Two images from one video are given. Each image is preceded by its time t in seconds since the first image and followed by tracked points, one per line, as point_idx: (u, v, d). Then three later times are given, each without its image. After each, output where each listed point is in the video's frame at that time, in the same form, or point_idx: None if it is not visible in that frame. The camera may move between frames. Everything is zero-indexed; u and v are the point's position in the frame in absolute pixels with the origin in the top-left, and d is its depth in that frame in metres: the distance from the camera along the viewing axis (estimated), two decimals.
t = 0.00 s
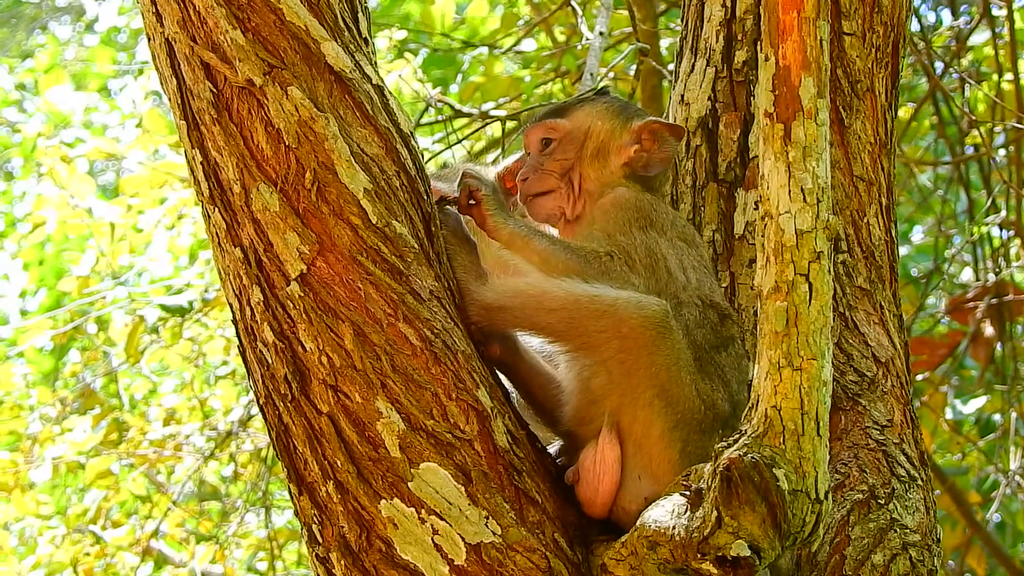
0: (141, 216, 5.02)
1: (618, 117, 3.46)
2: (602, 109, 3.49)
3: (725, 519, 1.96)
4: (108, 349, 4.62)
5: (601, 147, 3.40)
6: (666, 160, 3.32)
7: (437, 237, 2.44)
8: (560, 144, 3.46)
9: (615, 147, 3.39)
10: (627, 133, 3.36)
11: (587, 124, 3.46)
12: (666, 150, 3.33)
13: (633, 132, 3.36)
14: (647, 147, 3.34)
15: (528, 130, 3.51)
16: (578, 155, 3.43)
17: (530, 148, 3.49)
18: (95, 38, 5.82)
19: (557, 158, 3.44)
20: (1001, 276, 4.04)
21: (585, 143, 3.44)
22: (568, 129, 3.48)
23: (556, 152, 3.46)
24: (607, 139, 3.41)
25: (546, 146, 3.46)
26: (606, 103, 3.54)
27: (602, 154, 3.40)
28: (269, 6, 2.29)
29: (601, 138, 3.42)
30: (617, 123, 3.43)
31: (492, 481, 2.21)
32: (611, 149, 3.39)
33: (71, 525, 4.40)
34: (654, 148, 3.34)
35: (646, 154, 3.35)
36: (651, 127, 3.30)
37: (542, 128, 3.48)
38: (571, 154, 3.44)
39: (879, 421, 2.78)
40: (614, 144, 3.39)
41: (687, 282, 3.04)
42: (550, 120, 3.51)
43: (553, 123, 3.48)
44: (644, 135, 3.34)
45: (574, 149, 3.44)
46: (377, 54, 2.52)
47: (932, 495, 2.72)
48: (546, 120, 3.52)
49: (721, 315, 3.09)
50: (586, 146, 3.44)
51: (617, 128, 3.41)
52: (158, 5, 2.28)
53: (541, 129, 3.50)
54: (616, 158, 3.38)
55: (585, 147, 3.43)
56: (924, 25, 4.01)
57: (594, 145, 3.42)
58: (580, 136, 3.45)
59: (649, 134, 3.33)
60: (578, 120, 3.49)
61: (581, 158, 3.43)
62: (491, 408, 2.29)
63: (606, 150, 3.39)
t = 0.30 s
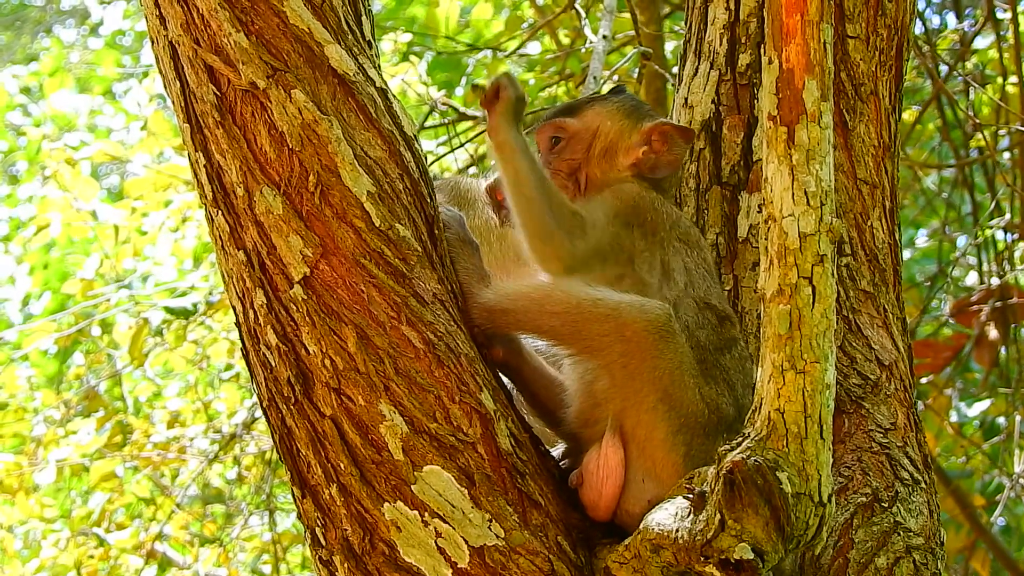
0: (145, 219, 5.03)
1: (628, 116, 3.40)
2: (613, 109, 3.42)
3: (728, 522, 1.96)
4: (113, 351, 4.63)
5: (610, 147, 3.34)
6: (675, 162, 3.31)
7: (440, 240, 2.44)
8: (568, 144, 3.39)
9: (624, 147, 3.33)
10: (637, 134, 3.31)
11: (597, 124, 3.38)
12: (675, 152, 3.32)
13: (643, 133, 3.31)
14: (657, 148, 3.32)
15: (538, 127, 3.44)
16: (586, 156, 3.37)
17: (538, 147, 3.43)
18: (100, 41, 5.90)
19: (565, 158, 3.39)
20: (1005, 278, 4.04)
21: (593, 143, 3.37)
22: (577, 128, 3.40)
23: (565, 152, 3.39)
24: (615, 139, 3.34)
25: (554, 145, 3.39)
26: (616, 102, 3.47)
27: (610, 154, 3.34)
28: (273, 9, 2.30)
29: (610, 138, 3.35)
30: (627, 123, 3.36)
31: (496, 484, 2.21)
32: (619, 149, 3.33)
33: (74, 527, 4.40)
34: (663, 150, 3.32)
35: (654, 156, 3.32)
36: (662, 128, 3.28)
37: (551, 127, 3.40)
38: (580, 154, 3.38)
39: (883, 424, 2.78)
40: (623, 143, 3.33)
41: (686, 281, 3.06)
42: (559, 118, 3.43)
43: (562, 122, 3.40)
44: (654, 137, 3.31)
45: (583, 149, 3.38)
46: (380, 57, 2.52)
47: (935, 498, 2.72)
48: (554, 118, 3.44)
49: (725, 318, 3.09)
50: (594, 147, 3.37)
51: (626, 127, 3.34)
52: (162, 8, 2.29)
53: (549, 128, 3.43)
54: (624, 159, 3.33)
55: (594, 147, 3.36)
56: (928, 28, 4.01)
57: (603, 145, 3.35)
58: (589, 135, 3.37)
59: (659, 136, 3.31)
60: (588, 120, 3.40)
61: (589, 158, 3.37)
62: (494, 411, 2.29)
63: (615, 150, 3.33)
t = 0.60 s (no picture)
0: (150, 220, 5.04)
1: (629, 111, 3.42)
2: (614, 103, 3.45)
3: (731, 522, 1.96)
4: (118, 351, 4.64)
5: (607, 139, 3.38)
6: (671, 154, 3.30)
7: (442, 239, 2.44)
8: (566, 135, 3.43)
9: (622, 139, 3.36)
10: (634, 127, 3.33)
11: (596, 116, 3.43)
12: (673, 145, 3.30)
13: (641, 126, 3.32)
14: (654, 140, 3.31)
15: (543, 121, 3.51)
16: (583, 146, 3.42)
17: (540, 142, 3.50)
18: (104, 41, 5.93)
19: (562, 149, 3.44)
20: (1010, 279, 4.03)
21: (591, 134, 3.42)
22: (577, 121, 3.44)
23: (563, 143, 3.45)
24: (613, 131, 3.38)
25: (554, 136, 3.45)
26: (619, 99, 3.50)
27: (608, 145, 3.38)
28: (276, 9, 2.30)
29: (607, 130, 3.39)
30: (626, 117, 3.39)
31: (499, 484, 2.21)
32: (616, 140, 3.36)
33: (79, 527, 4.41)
34: (660, 142, 3.30)
35: (651, 148, 3.31)
36: (659, 122, 3.27)
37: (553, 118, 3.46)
38: (577, 145, 3.43)
39: (886, 424, 2.78)
40: (620, 134, 3.37)
41: (667, 259, 3.09)
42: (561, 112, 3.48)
43: (562, 115, 3.45)
44: (652, 130, 3.30)
45: (580, 140, 3.43)
46: (383, 57, 2.53)
47: (939, 498, 2.72)
48: (557, 112, 3.50)
49: (728, 318, 3.09)
50: (592, 138, 3.42)
51: (624, 120, 3.37)
52: (165, 8, 2.29)
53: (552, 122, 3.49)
54: (620, 150, 3.35)
55: (590, 138, 3.41)
56: (933, 28, 4.01)
57: (599, 136, 3.40)
58: (588, 127, 3.43)
59: (657, 129, 3.30)
60: (588, 113, 3.45)
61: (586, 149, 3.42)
62: (497, 412, 2.29)
63: (611, 142, 3.37)
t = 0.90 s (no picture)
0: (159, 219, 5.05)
1: (635, 112, 3.44)
2: (620, 104, 3.48)
3: (739, 520, 1.96)
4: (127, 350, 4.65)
5: (613, 139, 3.40)
6: (678, 154, 3.31)
7: (451, 238, 2.44)
8: (572, 137, 3.48)
9: (628, 140, 3.38)
10: (641, 127, 3.34)
11: (602, 117, 3.45)
12: (679, 145, 3.31)
13: (648, 126, 3.34)
14: (660, 140, 3.32)
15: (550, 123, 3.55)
16: (589, 147, 3.45)
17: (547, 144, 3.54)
18: (112, 41, 5.95)
19: (569, 150, 3.48)
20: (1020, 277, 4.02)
21: (596, 135, 3.45)
22: (583, 121, 3.48)
23: (569, 144, 3.49)
24: (619, 132, 3.40)
25: (561, 138, 3.49)
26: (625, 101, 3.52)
27: (614, 146, 3.40)
28: (284, 8, 2.31)
29: (613, 131, 3.41)
30: (632, 118, 3.41)
31: (507, 482, 2.21)
32: (623, 140, 3.38)
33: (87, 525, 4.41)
34: (667, 143, 3.32)
35: (657, 148, 3.33)
36: (666, 123, 3.28)
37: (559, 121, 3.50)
38: (583, 146, 3.47)
39: (895, 423, 2.77)
40: (626, 135, 3.38)
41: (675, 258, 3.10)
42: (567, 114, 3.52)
43: (569, 117, 3.49)
44: (658, 130, 3.32)
45: (586, 141, 3.46)
46: (391, 55, 2.53)
47: (948, 497, 2.71)
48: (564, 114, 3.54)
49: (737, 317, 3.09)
50: (597, 139, 3.44)
51: (631, 121, 3.39)
52: (173, 7, 2.30)
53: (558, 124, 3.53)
54: (626, 150, 3.37)
55: (596, 139, 3.44)
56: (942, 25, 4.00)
57: (606, 136, 3.42)
58: (594, 128, 3.46)
59: (663, 130, 3.31)
60: (595, 114, 3.48)
61: (593, 150, 3.45)
62: (506, 410, 2.29)
63: (618, 142, 3.39)
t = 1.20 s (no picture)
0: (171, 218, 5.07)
1: (648, 108, 3.46)
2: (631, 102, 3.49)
3: (751, 518, 1.96)
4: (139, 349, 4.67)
5: (628, 137, 3.43)
6: (693, 148, 3.36)
7: (462, 236, 2.45)
8: (588, 138, 3.49)
9: (643, 137, 3.41)
10: (655, 124, 3.38)
11: (615, 116, 3.47)
12: (693, 139, 3.35)
13: (662, 123, 3.38)
14: (674, 135, 3.37)
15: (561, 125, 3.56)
16: (605, 147, 3.47)
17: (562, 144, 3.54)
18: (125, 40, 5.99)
19: (585, 150, 3.49)
20: None
21: (611, 134, 3.47)
22: (596, 121, 3.49)
23: (585, 145, 3.50)
24: (634, 129, 3.42)
25: (574, 140, 3.50)
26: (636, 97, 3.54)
27: (629, 144, 3.43)
28: (296, 6, 2.32)
29: (628, 129, 3.44)
30: (646, 115, 3.44)
31: (518, 480, 2.21)
32: (638, 138, 3.42)
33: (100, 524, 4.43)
34: (681, 138, 3.36)
35: (672, 144, 3.38)
36: (680, 120, 3.33)
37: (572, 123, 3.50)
38: (598, 145, 3.49)
39: (907, 421, 2.77)
40: (641, 132, 3.41)
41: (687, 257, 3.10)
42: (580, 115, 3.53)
43: (582, 118, 3.50)
44: (672, 127, 3.37)
45: (601, 140, 3.48)
46: (402, 53, 2.54)
47: (960, 495, 2.70)
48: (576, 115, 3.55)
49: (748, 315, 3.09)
50: (612, 137, 3.46)
51: (645, 119, 3.42)
52: (186, 5, 2.31)
53: (571, 126, 3.54)
54: (643, 147, 3.41)
55: (612, 138, 3.46)
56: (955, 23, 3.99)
57: (620, 135, 3.45)
58: (607, 127, 3.47)
59: (677, 125, 3.36)
60: (607, 113, 3.49)
61: (609, 149, 3.47)
62: (518, 408, 2.29)
63: (633, 140, 3.41)
